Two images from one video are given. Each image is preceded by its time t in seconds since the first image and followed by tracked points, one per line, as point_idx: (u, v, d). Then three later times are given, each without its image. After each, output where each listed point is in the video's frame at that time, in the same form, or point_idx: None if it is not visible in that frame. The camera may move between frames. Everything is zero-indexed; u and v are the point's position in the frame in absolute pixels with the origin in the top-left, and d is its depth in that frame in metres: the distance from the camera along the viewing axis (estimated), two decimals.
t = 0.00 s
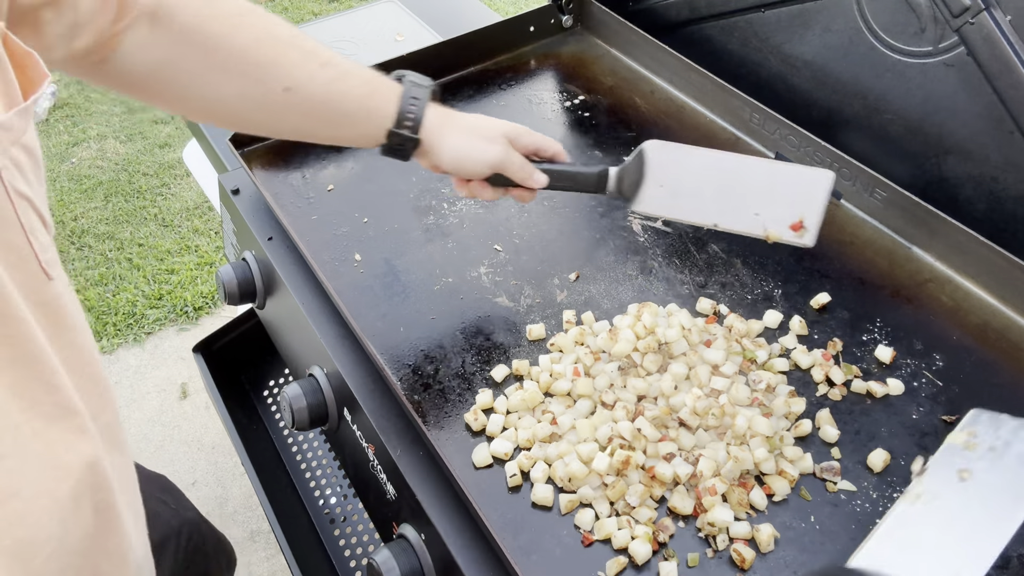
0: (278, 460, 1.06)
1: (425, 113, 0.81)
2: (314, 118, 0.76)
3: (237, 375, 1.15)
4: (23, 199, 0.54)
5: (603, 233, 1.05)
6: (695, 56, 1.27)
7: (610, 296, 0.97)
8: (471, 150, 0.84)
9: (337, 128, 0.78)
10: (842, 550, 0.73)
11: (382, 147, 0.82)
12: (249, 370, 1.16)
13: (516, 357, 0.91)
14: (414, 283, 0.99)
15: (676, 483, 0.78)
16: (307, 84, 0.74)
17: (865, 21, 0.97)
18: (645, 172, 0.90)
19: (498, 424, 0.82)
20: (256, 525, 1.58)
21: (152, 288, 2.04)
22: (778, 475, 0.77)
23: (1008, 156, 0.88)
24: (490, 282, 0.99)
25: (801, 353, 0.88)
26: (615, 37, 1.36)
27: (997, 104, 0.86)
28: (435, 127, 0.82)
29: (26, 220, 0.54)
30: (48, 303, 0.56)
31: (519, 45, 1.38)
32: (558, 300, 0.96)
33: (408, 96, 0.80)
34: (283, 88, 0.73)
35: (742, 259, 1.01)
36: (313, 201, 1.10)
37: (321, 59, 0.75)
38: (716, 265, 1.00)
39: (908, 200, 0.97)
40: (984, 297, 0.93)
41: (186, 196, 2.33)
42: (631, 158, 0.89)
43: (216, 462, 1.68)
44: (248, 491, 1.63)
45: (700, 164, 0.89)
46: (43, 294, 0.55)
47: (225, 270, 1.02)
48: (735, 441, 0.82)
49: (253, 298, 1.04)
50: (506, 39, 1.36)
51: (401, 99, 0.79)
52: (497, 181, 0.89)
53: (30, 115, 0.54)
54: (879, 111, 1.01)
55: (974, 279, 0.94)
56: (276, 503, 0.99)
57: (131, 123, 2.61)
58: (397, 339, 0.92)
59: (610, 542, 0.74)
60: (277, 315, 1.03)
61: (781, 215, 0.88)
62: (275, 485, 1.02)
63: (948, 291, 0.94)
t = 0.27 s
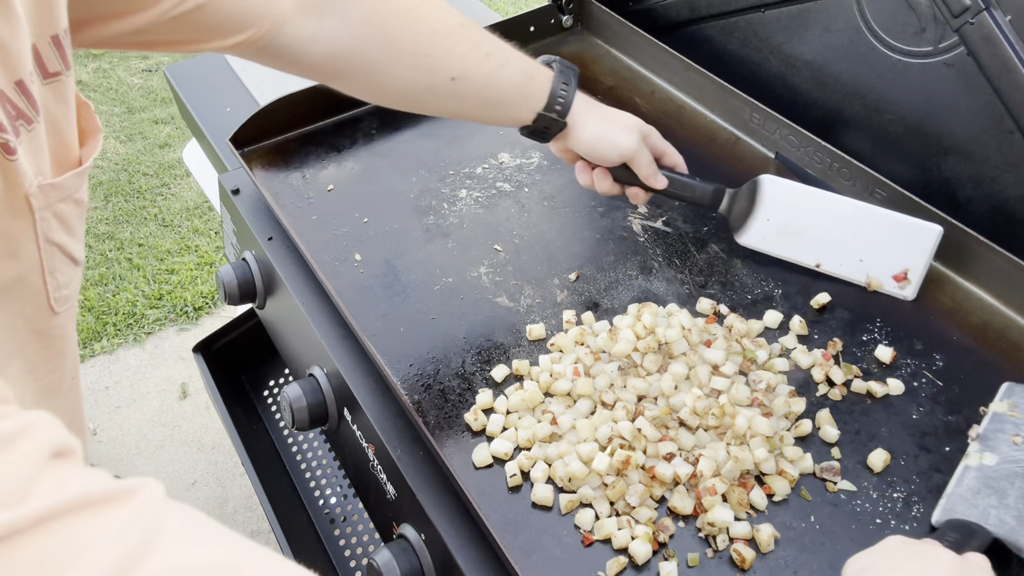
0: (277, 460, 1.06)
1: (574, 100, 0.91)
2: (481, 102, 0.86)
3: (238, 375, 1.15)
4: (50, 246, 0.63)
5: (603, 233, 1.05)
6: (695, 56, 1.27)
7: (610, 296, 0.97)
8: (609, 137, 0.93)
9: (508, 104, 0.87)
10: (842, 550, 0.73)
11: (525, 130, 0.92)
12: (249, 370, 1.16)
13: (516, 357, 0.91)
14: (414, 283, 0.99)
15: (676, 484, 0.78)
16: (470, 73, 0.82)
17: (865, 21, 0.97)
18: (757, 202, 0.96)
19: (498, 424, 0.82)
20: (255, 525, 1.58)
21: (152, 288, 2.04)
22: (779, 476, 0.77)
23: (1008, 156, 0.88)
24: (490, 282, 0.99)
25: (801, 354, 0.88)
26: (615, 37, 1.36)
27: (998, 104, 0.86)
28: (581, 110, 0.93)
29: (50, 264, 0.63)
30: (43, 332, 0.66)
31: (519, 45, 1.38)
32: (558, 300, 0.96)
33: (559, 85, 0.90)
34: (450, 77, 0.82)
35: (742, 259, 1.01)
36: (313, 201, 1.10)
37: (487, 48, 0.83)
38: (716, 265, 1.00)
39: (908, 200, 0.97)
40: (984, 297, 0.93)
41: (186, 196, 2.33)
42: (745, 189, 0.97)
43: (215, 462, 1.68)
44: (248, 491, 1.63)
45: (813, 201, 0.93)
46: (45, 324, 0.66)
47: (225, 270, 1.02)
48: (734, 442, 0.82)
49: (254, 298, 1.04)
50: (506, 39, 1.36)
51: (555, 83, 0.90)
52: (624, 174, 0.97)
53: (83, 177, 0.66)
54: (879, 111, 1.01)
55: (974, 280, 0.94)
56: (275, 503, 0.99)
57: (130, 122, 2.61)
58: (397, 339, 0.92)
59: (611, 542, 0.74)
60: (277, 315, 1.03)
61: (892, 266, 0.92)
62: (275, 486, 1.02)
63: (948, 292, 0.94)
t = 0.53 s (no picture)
0: (277, 460, 1.06)
1: (532, 94, 0.90)
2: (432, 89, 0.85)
3: (237, 375, 1.15)
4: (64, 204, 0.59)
5: (603, 233, 1.05)
6: (695, 56, 1.27)
7: (610, 296, 0.97)
8: (560, 136, 0.91)
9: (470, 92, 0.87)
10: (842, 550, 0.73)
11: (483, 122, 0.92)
12: (249, 370, 1.16)
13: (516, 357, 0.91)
14: (414, 283, 0.99)
15: (676, 484, 0.78)
16: (424, 59, 0.82)
17: (865, 21, 0.97)
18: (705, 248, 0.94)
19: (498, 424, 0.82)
20: (255, 525, 1.58)
21: (152, 288, 2.04)
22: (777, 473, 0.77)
23: (1008, 156, 0.88)
24: (490, 282, 0.99)
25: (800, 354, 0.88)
26: (615, 37, 1.36)
27: (998, 105, 0.86)
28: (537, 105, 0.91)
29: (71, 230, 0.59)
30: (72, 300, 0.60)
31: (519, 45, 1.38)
32: (558, 300, 0.96)
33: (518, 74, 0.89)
34: (403, 61, 0.82)
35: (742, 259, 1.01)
36: (313, 201, 1.10)
37: (442, 33, 0.83)
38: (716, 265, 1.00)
39: (908, 200, 0.97)
40: (984, 297, 0.93)
41: (186, 196, 2.33)
42: (694, 231, 0.95)
43: (216, 462, 1.68)
44: (248, 491, 1.63)
45: (760, 261, 0.91)
46: (78, 294, 0.61)
47: (225, 270, 1.02)
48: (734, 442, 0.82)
49: (253, 298, 1.04)
50: (506, 39, 1.36)
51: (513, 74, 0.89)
52: (569, 179, 0.94)
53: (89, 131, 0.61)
54: (879, 111, 1.01)
55: (973, 279, 0.94)
56: (275, 503, 0.99)
57: (130, 122, 2.61)
58: (397, 339, 0.92)
59: (610, 542, 0.74)
60: (277, 315, 1.03)
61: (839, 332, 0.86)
62: (275, 486, 1.02)
63: (948, 292, 0.94)
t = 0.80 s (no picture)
0: (277, 460, 1.06)
1: (354, 65, 0.86)
2: (228, 67, 0.79)
3: (238, 374, 1.15)
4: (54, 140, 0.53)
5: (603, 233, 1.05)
6: (695, 56, 1.27)
7: (610, 296, 0.97)
8: (391, 107, 0.87)
9: (261, 75, 0.81)
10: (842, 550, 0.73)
11: (310, 105, 0.88)
12: (249, 370, 1.16)
13: (515, 357, 0.91)
14: (414, 283, 0.99)
15: (676, 485, 0.78)
16: (232, 34, 0.77)
17: (865, 21, 0.97)
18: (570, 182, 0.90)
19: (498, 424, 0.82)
20: (256, 525, 1.58)
21: (152, 288, 2.04)
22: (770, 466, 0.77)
23: (1008, 156, 0.88)
24: (490, 282, 0.99)
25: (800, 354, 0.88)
26: (615, 38, 1.36)
27: (998, 105, 0.86)
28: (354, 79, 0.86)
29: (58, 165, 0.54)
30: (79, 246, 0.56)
31: (520, 45, 1.38)
32: (558, 300, 0.96)
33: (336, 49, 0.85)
34: (207, 38, 0.76)
35: (742, 259, 1.01)
36: (313, 201, 1.10)
37: (244, 8, 0.78)
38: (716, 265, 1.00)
39: (908, 199, 0.97)
40: (984, 298, 0.93)
41: (186, 196, 2.33)
42: (557, 174, 0.90)
43: (216, 462, 1.68)
44: (248, 491, 1.63)
45: (615, 189, 0.90)
46: (78, 239, 0.56)
47: (225, 270, 1.02)
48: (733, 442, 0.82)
49: (253, 298, 1.04)
50: (506, 39, 1.36)
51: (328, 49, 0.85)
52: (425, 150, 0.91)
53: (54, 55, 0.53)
54: (879, 111, 1.01)
55: (973, 280, 0.94)
56: (275, 503, 0.99)
57: (130, 123, 2.61)
58: (397, 339, 0.92)
59: (610, 542, 0.74)
60: (277, 315, 1.03)
61: (711, 230, 0.90)
62: (275, 486, 1.02)
63: (948, 292, 0.94)
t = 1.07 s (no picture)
0: (278, 460, 1.06)
1: (256, 157, 0.83)
2: (135, 153, 0.76)
3: (237, 375, 1.15)
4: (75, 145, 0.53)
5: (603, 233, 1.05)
6: (695, 55, 1.27)
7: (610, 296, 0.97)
8: (317, 194, 0.85)
9: (158, 163, 0.78)
10: (842, 550, 0.73)
11: (210, 203, 0.85)
12: (249, 370, 1.16)
13: (515, 357, 0.91)
14: (414, 283, 0.99)
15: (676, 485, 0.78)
16: (121, 117, 0.74)
17: (865, 21, 0.97)
18: (473, 229, 0.96)
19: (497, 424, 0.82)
20: (256, 525, 1.58)
21: (152, 288, 2.04)
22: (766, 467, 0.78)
23: (1008, 156, 0.88)
24: (490, 282, 0.99)
25: (800, 356, 0.88)
26: (615, 37, 1.36)
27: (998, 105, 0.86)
28: (274, 170, 0.85)
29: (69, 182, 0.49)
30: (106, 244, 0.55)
31: (519, 45, 1.38)
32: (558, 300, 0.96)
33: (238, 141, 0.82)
34: (94, 120, 0.72)
35: (742, 259, 1.01)
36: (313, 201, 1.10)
37: (140, 95, 0.78)
38: (716, 265, 1.00)
39: (908, 199, 0.97)
40: (984, 297, 0.93)
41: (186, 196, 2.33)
42: (459, 225, 0.95)
43: (216, 462, 1.68)
44: (248, 491, 1.63)
45: (514, 218, 1.00)
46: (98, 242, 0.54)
47: (225, 270, 1.02)
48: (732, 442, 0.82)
49: (253, 298, 1.04)
50: (506, 39, 1.36)
51: (227, 148, 0.81)
52: (346, 237, 0.87)
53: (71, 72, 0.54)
54: (879, 111, 1.01)
55: (973, 279, 0.94)
56: (275, 502, 1.00)
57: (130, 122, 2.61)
58: (397, 339, 0.92)
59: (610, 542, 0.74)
60: (277, 315, 1.03)
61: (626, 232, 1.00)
62: (275, 486, 1.02)
63: (948, 292, 0.94)
